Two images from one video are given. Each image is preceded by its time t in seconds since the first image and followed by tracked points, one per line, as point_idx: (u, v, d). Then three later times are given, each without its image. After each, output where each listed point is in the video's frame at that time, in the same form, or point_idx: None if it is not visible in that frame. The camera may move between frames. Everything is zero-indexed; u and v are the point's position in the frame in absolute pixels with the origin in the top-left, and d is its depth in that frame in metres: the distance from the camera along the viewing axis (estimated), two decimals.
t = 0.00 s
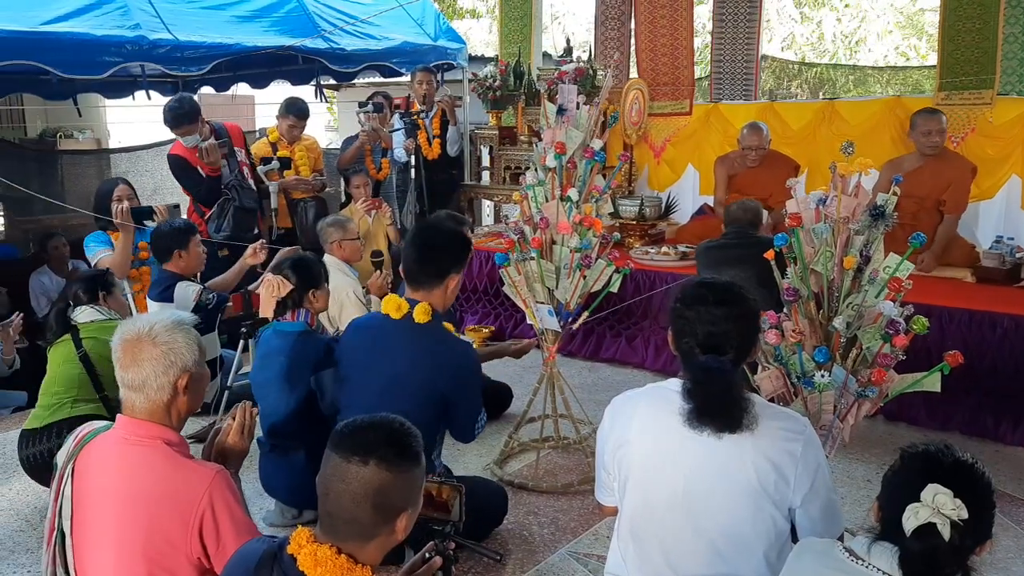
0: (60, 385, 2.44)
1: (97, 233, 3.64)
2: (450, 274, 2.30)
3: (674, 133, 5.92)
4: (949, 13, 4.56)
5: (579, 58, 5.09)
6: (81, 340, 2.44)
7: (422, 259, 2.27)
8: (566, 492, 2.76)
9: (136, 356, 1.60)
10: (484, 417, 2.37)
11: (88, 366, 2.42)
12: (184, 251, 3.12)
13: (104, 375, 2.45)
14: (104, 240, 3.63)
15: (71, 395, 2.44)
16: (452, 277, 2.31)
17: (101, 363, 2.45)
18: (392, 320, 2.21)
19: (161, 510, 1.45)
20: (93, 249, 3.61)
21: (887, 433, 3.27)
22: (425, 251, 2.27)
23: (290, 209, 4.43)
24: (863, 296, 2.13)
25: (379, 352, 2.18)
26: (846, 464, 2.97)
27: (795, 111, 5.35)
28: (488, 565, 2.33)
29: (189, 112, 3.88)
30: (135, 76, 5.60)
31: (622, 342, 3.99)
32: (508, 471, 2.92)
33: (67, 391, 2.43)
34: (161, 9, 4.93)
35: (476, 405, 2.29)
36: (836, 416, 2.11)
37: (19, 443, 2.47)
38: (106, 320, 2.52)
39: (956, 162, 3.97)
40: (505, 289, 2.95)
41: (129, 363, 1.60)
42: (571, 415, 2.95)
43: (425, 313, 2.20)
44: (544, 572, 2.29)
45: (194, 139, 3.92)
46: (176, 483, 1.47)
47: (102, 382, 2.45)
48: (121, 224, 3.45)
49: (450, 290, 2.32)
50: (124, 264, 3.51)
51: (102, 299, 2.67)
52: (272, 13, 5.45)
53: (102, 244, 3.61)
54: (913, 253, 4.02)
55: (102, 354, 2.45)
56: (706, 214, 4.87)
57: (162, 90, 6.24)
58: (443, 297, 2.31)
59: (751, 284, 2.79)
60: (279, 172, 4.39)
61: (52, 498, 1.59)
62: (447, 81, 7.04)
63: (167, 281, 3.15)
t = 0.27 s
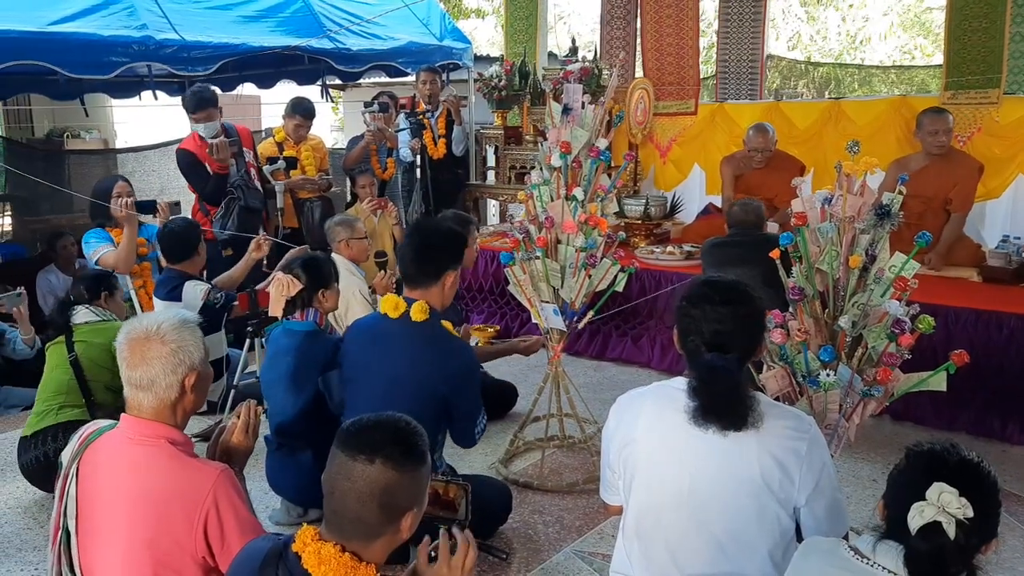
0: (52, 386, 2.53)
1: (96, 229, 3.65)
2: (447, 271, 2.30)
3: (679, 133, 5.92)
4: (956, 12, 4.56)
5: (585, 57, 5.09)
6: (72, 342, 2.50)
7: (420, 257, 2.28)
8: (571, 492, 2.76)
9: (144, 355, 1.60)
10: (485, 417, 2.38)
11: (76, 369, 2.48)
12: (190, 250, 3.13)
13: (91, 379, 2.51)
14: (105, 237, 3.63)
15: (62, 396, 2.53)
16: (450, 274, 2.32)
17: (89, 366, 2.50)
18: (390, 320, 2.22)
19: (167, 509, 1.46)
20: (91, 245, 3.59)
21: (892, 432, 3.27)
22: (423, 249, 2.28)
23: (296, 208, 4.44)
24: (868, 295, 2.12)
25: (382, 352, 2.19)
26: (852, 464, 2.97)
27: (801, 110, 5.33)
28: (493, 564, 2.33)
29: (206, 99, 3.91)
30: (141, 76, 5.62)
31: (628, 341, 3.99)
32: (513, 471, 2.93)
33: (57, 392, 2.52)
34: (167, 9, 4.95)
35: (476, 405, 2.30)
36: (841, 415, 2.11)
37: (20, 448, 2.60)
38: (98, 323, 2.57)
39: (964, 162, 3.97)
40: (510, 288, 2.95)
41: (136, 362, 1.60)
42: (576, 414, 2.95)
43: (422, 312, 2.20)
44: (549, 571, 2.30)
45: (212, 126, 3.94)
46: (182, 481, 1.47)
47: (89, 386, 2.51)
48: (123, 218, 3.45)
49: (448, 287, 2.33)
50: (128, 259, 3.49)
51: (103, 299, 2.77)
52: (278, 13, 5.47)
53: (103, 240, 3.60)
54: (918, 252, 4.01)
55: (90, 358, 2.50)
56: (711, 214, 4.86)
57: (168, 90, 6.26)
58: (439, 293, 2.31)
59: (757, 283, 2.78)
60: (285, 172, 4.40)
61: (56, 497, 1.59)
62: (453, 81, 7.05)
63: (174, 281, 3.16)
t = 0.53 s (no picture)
0: (35, 397, 2.60)
1: (110, 229, 3.66)
2: (439, 266, 2.32)
3: (683, 134, 5.93)
4: (958, 12, 4.56)
5: (588, 58, 5.10)
6: (48, 353, 2.55)
7: (413, 250, 2.29)
8: (574, 489, 2.78)
9: (150, 353, 1.62)
10: (484, 413, 2.40)
11: (54, 381, 2.54)
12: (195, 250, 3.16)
13: (70, 388, 2.56)
14: (119, 237, 3.63)
15: (45, 406, 2.60)
16: (442, 267, 2.33)
17: (66, 377, 2.55)
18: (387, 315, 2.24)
19: (172, 505, 1.48)
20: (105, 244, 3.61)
21: (895, 431, 3.27)
22: (415, 247, 2.29)
23: (301, 208, 4.46)
24: (869, 294, 2.13)
25: (386, 348, 2.21)
26: (854, 462, 2.97)
27: (805, 110, 5.33)
28: (495, 560, 2.35)
29: (223, 89, 3.95)
30: (148, 78, 5.65)
31: (631, 340, 4.00)
32: (516, 468, 2.94)
33: (41, 403, 2.60)
34: (173, 10, 4.98)
35: (475, 402, 2.32)
36: (842, 413, 2.12)
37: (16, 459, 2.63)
38: (73, 330, 2.56)
39: (966, 162, 3.96)
40: (513, 287, 2.97)
41: (142, 359, 1.62)
42: (578, 413, 2.96)
43: (419, 304, 2.21)
44: (551, 568, 2.31)
45: (230, 115, 3.95)
46: (187, 478, 1.49)
47: (69, 395, 2.57)
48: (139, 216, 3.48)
49: (441, 280, 2.34)
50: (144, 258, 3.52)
51: (82, 304, 2.69)
52: (284, 14, 5.49)
53: (116, 240, 3.59)
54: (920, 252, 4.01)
55: (65, 368, 2.54)
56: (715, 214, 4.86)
57: (175, 91, 6.29)
58: (434, 288, 2.33)
59: (759, 281, 2.80)
60: (290, 172, 4.42)
61: (60, 496, 1.61)
62: (457, 82, 7.07)
63: (180, 280, 3.18)
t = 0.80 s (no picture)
0: (25, 405, 2.60)
1: (125, 228, 3.69)
2: (436, 263, 2.32)
3: (687, 133, 5.91)
4: (964, 11, 4.53)
5: (592, 57, 5.09)
6: (27, 361, 2.53)
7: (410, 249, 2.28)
8: (578, 491, 2.77)
9: (153, 353, 1.61)
10: (490, 409, 2.40)
11: (38, 387, 2.54)
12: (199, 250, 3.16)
13: (56, 390, 2.57)
14: (134, 234, 3.67)
15: (37, 412, 2.60)
16: (438, 265, 2.33)
17: (49, 380, 2.55)
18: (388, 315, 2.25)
19: (173, 507, 1.47)
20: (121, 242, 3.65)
21: (901, 433, 3.25)
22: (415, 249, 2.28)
23: (305, 207, 4.46)
24: (875, 295, 2.12)
25: (389, 348, 2.21)
26: (859, 464, 2.96)
27: (811, 109, 5.32)
28: (499, 563, 2.34)
29: (229, 85, 3.96)
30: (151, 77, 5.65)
31: (636, 341, 3.99)
32: (520, 470, 2.93)
33: (32, 410, 2.60)
34: (176, 9, 4.98)
35: (481, 399, 2.32)
36: (848, 416, 2.11)
37: (14, 466, 2.63)
38: (45, 334, 2.52)
39: (972, 161, 3.94)
40: (517, 287, 2.96)
41: (144, 360, 1.61)
42: (582, 414, 2.95)
43: (420, 301, 2.23)
44: (554, 570, 2.30)
45: (237, 109, 3.94)
46: (188, 479, 1.49)
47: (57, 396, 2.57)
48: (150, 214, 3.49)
49: (439, 278, 2.34)
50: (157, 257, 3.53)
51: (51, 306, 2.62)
52: (287, 13, 5.49)
53: (132, 238, 3.64)
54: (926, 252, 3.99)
55: (46, 374, 2.53)
56: (719, 213, 4.84)
57: (178, 91, 6.30)
58: (433, 287, 2.32)
59: (764, 282, 2.79)
60: (293, 172, 4.39)
61: (62, 496, 1.60)
62: (461, 81, 7.07)
63: (184, 280, 3.18)
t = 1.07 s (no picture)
0: (20, 404, 2.61)
1: (138, 227, 3.71)
2: (438, 263, 2.32)
3: (692, 133, 5.91)
4: (969, 11, 4.53)
5: (596, 57, 5.09)
6: (19, 361, 2.54)
7: (412, 252, 2.29)
8: (582, 491, 2.77)
9: (161, 352, 1.61)
10: (496, 406, 2.41)
11: (30, 387, 2.54)
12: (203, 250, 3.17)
13: (49, 390, 2.56)
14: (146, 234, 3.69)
15: (32, 411, 2.60)
16: (440, 266, 2.34)
17: (41, 380, 2.54)
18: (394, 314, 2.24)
19: (180, 506, 1.48)
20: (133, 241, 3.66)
21: (905, 433, 3.25)
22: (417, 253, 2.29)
23: (309, 207, 4.47)
24: (880, 295, 2.11)
25: (394, 348, 2.21)
26: (864, 464, 2.96)
27: (815, 108, 5.30)
28: (503, 562, 2.34)
29: (235, 85, 3.96)
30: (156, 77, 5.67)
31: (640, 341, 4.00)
32: (524, 470, 2.93)
33: (27, 409, 2.60)
34: (181, 10, 4.99)
35: (487, 395, 2.33)
36: (852, 416, 2.11)
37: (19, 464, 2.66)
38: (35, 334, 2.52)
39: (978, 161, 3.93)
40: (521, 287, 2.96)
41: (152, 358, 1.61)
42: (586, 414, 2.95)
43: (426, 299, 2.23)
44: (558, 570, 2.30)
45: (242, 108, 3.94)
46: (195, 479, 1.49)
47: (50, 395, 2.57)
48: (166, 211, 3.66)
49: (443, 278, 2.35)
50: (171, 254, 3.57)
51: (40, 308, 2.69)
52: (292, 13, 5.50)
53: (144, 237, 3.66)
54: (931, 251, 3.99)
55: (37, 374, 2.53)
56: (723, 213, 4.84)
57: (183, 91, 6.31)
58: (437, 287, 2.33)
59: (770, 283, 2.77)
60: (297, 172, 4.40)
61: (68, 494, 1.61)
62: (465, 81, 7.07)
63: (188, 281, 3.18)
